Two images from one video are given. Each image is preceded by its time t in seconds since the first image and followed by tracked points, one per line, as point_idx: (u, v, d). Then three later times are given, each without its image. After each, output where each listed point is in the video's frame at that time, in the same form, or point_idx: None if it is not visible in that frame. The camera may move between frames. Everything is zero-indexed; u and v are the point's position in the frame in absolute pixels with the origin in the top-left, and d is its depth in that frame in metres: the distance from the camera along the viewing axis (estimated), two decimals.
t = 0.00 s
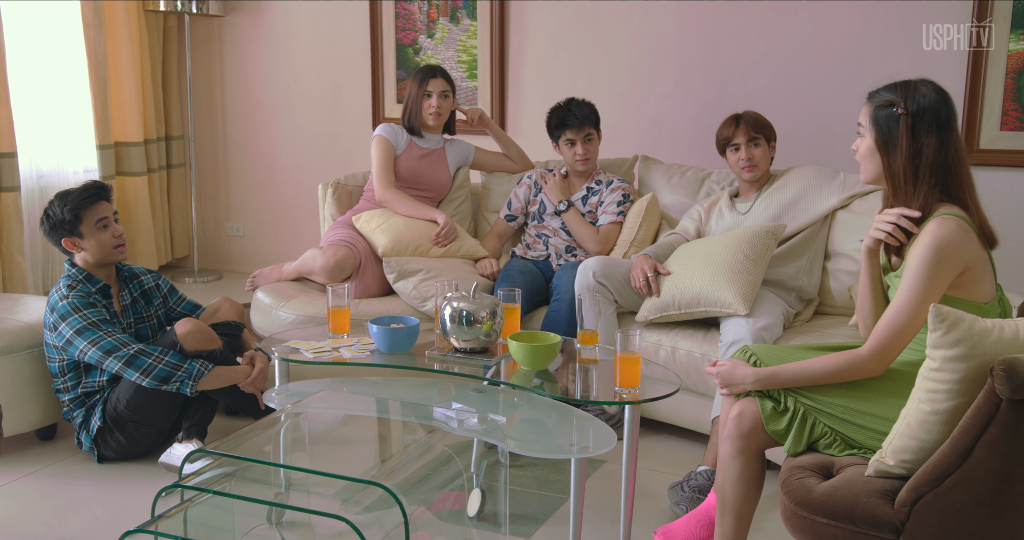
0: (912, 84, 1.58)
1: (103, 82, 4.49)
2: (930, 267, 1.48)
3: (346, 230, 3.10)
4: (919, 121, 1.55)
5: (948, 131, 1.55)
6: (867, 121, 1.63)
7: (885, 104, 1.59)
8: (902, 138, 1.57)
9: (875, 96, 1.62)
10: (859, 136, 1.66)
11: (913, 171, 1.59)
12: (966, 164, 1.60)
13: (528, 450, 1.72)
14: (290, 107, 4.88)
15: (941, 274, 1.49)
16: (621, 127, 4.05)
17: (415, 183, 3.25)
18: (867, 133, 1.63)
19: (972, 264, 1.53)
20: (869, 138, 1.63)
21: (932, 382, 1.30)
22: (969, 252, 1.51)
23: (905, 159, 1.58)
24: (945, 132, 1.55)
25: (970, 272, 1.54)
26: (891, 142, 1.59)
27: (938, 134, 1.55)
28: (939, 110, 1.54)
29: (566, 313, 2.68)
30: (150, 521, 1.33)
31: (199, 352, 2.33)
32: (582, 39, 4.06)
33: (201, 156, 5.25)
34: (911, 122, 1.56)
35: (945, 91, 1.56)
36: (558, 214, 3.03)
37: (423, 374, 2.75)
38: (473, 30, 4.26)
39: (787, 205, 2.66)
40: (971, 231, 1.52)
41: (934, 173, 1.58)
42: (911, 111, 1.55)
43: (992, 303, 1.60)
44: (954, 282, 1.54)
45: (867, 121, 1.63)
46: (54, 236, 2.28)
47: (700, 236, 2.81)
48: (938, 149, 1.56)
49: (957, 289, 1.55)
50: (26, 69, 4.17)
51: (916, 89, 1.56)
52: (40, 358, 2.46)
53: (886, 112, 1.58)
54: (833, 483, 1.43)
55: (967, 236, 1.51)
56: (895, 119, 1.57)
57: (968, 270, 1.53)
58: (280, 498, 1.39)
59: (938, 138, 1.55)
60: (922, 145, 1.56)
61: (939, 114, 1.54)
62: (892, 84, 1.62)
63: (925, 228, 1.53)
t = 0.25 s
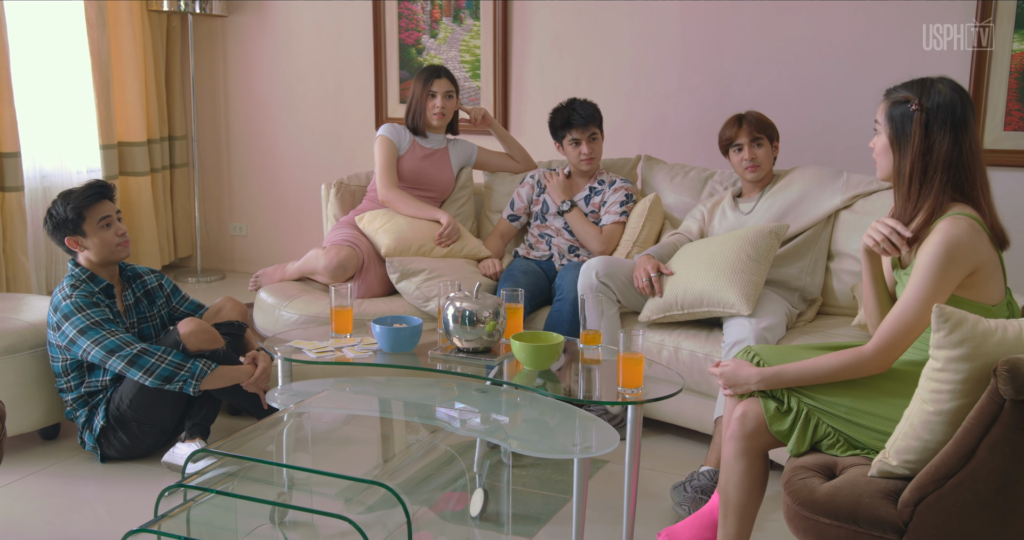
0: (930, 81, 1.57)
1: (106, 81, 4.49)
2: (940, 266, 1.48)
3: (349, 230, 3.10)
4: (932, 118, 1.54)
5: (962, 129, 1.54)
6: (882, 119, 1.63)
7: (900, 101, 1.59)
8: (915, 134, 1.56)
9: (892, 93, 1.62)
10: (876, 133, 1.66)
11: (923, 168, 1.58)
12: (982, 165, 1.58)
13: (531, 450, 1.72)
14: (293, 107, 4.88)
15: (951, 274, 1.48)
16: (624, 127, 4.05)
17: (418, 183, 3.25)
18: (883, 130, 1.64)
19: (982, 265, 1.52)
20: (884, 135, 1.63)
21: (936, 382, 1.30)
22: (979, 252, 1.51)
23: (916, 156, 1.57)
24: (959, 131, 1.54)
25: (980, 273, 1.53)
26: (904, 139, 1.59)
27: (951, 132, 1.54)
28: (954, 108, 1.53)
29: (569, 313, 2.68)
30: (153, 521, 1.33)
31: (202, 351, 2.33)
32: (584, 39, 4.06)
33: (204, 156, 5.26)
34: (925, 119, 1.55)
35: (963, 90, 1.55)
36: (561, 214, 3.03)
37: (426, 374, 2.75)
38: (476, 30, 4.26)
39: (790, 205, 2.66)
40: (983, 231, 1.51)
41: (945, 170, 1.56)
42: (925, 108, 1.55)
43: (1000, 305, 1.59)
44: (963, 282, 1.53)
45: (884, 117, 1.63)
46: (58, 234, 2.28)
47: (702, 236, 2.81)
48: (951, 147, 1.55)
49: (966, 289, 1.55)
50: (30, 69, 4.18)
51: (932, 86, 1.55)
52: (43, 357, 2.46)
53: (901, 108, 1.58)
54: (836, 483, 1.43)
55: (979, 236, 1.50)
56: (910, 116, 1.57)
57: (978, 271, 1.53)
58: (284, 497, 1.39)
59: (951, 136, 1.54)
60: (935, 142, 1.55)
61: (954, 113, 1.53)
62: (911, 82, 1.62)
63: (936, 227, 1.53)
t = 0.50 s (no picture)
0: (941, 81, 1.58)
1: (106, 81, 4.49)
2: (945, 267, 1.48)
3: (349, 230, 3.10)
4: (942, 118, 1.55)
5: (972, 130, 1.55)
6: (893, 118, 1.64)
7: (911, 100, 1.60)
8: (925, 133, 1.57)
9: (903, 93, 1.63)
10: (887, 132, 1.67)
11: (931, 167, 1.58)
12: (991, 166, 1.58)
13: (531, 450, 1.72)
14: (293, 107, 4.88)
15: (956, 275, 1.48)
16: (624, 127, 4.05)
17: (419, 183, 3.25)
18: (894, 130, 1.64)
19: (987, 267, 1.52)
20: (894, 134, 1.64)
21: (936, 382, 1.30)
22: (986, 254, 1.50)
23: (925, 155, 1.58)
24: (969, 131, 1.54)
25: (985, 275, 1.53)
26: (914, 138, 1.59)
27: (961, 132, 1.55)
28: (964, 108, 1.54)
29: (569, 313, 2.68)
30: (153, 521, 1.33)
31: (202, 350, 2.33)
32: (584, 39, 4.06)
33: (204, 156, 5.26)
34: (935, 118, 1.56)
35: (974, 91, 1.56)
36: (561, 214, 3.03)
37: (426, 375, 2.75)
38: (477, 30, 4.26)
39: (791, 205, 2.66)
40: (989, 233, 1.51)
41: (954, 170, 1.56)
42: (936, 107, 1.56)
43: (1005, 307, 1.59)
44: (968, 283, 1.53)
45: (894, 116, 1.63)
46: (57, 233, 2.28)
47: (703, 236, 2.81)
48: (960, 147, 1.55)
49: (970, 290, 1.55)
50: (30, 68, 4.18)
51: (943, 86, 1.56)
52: (43, 357, 2.46)
53: (912, 107, 1.59)
54: (836, 483, 1.43)
55: (985, 237, 1.50)
56: (920, 115, 1.58)
57: (983, 272, 1.53)
58: (284, 497, 1.39)
59: (961, 136, 1.55)
60: (944, 142, 1.56)
61: (964, 113, 1.54)
62: (923, 82, 1.63)
63: (942, 228, 1.52)
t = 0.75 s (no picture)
0: (956, 80, 1.57)
1: (107, 81, 4.49)
2: (955, 267, 1.49)
3: (350, 230, 3.10)
4: (961, 117, 1.54)
5: (990, 129, 1.54)
6: (908, 118, 1.62)
7: (927, 99, 1.58)
8: (944, 133, 1.55)
9: (917, 92, 1.61)
10: (900, 132, 1.65)
11: (950, 167, 1.57)
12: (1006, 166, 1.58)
13: (532, 450, 1.72)
14: (294, 107, 4.89)
15: (965, 276, 1.50)
16: (625, 127, 4.05)
17: (419, 183, 3.25)
18: (908, 129, 1.62)
19: (996, 270, 1.53)
20: (909, 134, 1.62)
21: (936, 382, 1.30)
22: (995, 257, 1.52)
23: (945, 155, 1.56)
24: (987, 130, 1.54)
25: (994, 278, 1.54)
26: (932, 138, 1.58)
27: (979, 132, 1.54)
28: (982, 107, 1.53)
29: (570, 313, 2.68)
30: (154, 521, 1.33)
31: (203, 351, 2.33)
32: (585, 38, 4.06)
33: (204, 155, 5.26)
34: (954, 117, 1.54)
35: (989, 91, 1.56)
36: (562, 215, 3.03)
37: (427, 375, 2.75)
38: (477, 30, 4.26)
39: (790, 205, 2.66)
40: (1000, 236, 1.52)
41: (972, 170, 1.56)
42: (954, 107, 1.54)
43: (1011, 311, 1.60)
44: (976, 285, 1.54)
45: (909, 116, 1.62)
46: (60, 232, 2.28)
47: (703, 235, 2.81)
48: (979, 147, 1.54)
49: (978, 293, 1.55)
50: (31, 69, 4.18)
51: (960, 85, 1.55)
52: (44, 357, 2.47)
53: (929, 107, 1.57)
54: (837, 483, 1.43)
55: (996, 240, 1.51)
56: (938, 114, 1.56)
57: (992, 275, 1.53)
58: (284, 497, 1.39)
59: (980, 135, 1.54)
60: (964, 142, 1.55)
61: (982, 112, 1.53)
62: (936, 81, 1.61)
63: (954, 229, 1.54)
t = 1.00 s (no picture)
0: (965, 80, 1.58)
1: (109, 82, 4.47)
2: (960, 265, 1.49)
3: (350, 230, 3.10)
4: (979, 116, 1.55)
5: (1001, 127, 1.57)
6: (921, 119, 1.60)
7: (944, 100, 1.57)
8: (967, 133, 1.55)
9: (927, 92, 1.60)
10: (910, 134, 1.62)
11: (973, 166, 1.57)
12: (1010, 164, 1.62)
13: (532, 450, 1.72)
14: (295, 107, 4.89)
15: (970, 275, 1.50)
16: (626, 127, 4.05)
17: (420, 183, 3.25)
18: (921, 131, 1.60)
19: (1001, 269, 1.54)
20: (924, 135, 1.60)
21: (937, 382, 1.29)
22: (1000, 256, 1.52)
23: (969, 155, 1.56)
24: (1000, 128, 1.57)
25: (999, 278, 1.54)
26: (952, 138, 1.57)
27: (995, 129, 1.56)
28: (993, 106, 1.56)
29: (570, 313, 2.68)
30: (155, 520, 1.33)
31: (205, 351, 2.33)
32: (586, 38, 4.06)
33: (205, 155, 5.26)
34: (974, 116, 1.55)
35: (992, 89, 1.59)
36: (563, 214, 3.03)
37: (428, 375, 2.75)
38: (478, 30, 4.26)
39: (791, 205, 2.66)
40: (1006, 236, 1.53)
41: (991, 168, 1.58)
42: (973, 106, 1.55)
43: (1015, 311, 1.60)
44: (981, 284, 1.54)
45: (922, 117, 1.60)
46: (66, 229, 2.29)
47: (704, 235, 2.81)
48: (995, 145, 1.57)
49: (982, 292, 1.55)
50: (32, 69, 4.18)
51: (971, 84, 1.56)
52: (45, 357, 2.47)
53: (946, 107, 1.56)
54: (838, 483, 1.42)
55: (1001, 241, 1.52)
56: (958, 114, 1.56)
57: (996, 275, 1.54)
58: (285, 497, 1.39)
59: (996, 133, 1.56)
60: (984, 140, 1.56)
61: (996, 109, 1.56)
62: (940, 82, 1.61)
63: (960, 228, 1.55)
